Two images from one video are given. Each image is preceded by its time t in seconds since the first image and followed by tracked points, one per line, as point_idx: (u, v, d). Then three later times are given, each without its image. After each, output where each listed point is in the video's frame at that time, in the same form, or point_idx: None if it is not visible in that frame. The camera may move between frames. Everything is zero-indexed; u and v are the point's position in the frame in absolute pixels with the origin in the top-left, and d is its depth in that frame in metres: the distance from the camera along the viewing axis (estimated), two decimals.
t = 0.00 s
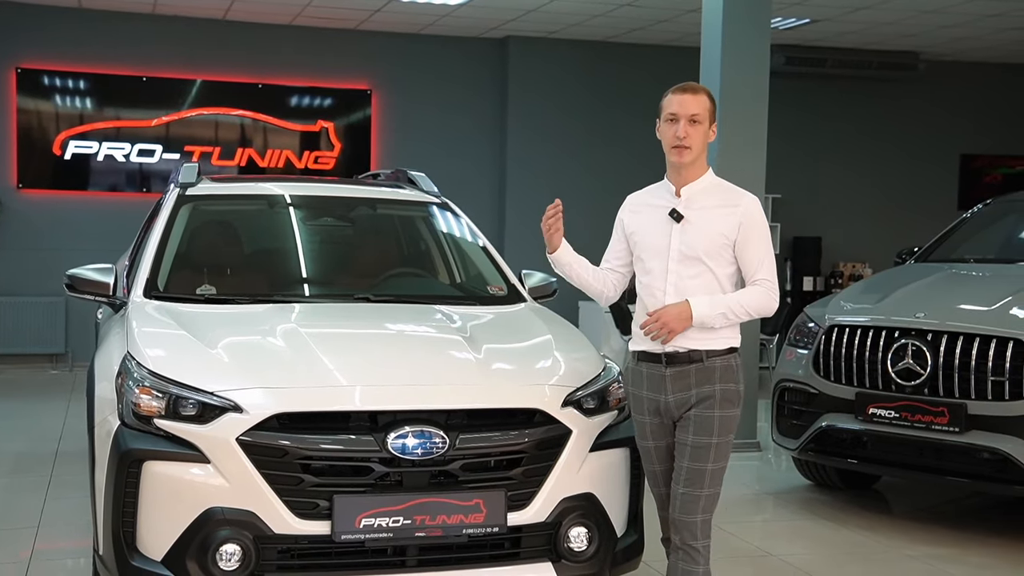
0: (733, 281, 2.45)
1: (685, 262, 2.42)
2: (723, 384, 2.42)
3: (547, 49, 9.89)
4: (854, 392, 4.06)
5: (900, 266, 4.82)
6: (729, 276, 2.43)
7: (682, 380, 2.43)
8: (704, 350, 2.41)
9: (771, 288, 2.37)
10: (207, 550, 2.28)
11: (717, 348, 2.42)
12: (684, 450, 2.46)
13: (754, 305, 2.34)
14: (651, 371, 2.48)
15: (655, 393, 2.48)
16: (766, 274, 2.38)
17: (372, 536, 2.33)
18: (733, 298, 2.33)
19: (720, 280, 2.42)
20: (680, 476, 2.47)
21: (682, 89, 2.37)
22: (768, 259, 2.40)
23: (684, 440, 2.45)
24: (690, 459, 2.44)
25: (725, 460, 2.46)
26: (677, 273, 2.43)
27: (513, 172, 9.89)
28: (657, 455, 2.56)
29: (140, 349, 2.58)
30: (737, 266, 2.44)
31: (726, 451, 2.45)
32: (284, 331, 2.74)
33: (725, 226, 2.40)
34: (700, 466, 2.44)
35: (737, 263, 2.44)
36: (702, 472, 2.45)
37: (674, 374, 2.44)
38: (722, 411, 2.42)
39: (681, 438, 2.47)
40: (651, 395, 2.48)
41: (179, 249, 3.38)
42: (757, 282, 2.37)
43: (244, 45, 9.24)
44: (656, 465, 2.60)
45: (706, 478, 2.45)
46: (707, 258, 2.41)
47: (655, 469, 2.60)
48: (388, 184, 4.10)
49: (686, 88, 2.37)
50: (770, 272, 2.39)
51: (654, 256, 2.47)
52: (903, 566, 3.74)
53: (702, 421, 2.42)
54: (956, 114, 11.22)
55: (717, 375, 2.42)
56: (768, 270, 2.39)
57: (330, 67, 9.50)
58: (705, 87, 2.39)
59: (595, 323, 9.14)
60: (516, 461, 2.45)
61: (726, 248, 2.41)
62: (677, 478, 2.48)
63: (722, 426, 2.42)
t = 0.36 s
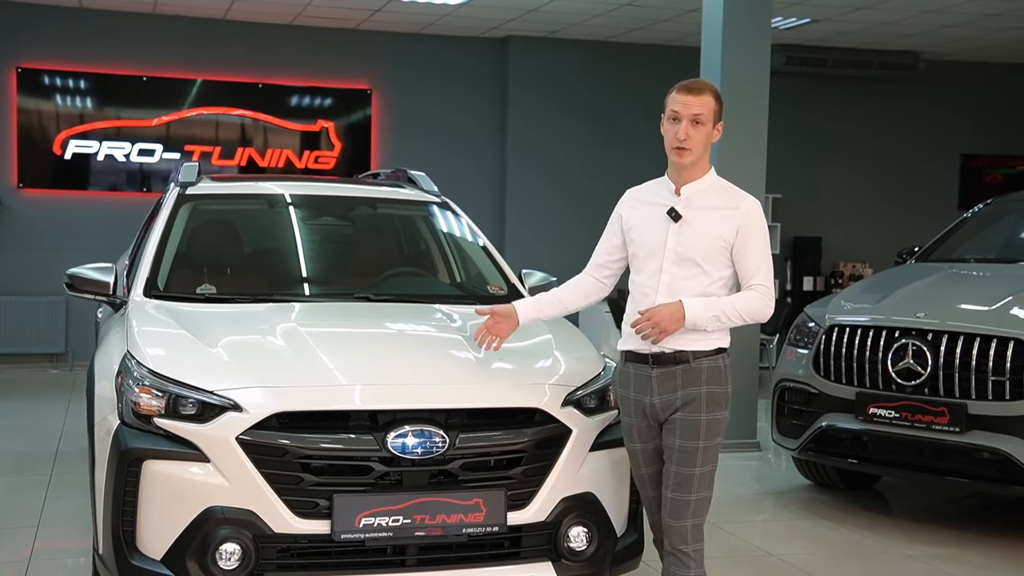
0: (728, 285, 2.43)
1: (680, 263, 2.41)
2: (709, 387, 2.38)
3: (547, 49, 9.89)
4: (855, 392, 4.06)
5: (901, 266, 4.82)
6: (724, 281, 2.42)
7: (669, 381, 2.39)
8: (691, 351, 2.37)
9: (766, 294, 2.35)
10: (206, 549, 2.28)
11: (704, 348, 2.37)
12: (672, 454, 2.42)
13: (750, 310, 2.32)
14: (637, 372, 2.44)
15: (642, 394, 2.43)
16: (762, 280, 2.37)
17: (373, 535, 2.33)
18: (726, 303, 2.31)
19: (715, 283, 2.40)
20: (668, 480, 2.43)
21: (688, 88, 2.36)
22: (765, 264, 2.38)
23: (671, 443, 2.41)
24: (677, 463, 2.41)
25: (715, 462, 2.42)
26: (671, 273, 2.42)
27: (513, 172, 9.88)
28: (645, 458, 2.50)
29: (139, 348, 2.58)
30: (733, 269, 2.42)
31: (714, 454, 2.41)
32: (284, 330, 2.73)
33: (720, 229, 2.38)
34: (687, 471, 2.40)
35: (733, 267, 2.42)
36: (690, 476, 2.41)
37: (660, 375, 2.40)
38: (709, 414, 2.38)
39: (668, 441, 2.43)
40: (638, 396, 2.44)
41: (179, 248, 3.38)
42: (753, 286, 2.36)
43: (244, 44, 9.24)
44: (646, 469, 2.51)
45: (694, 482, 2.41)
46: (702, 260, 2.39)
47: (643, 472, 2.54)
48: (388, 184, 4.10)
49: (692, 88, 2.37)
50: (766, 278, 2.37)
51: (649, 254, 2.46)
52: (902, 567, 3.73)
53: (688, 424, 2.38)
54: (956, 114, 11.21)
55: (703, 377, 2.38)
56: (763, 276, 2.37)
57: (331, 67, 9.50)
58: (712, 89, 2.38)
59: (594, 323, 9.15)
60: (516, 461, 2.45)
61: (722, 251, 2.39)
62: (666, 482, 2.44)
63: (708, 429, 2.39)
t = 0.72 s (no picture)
0: (725, 282, 2.43)
1: (674, 263, 2.41)
2: (707, 390, 2.38)
3: (547, 50, 9.89)
4: (855, 391, 4.06)
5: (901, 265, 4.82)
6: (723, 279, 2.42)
7: (666, 384, 2.39)
8: (688, 354, 2.37)
9: (764, 290, 2.36)
10: (206, 548, 2.28)
11: (700, 350, 2.37)
12: (669, 456, 2.42)
13: (750, 305, 2.33)
14: (635, 374, 2.43)
15: (638, 396, 2.43)
16: (760, 275, 2.37)
17: (373, 535, 2.33)
18: (725, 301, 2.31)
19: (711, 282, 2.40)
20: (666, 483, 2.44)
21: (675, 84, 2.35)
22: (762, 260, 2.38)
23: (668, 447, 2.41)
24: (674, 467, 2.41)
25: (712, 465, 2.42)
26: (666, 273, 2.41)
27: (513, 172, 9.88)
28: (638, 461, 2.49)
29: (139, 347, 2.58)
30: (730, 266, 2.42)
31: (711, 458, 2.41)
32: (284, 330, 2.73)
33: (715, 226, 2.38)
34: (684, 475, 2.40)
35: (729, 263, 2.42)
36: (687, 480, 2.41)
37: (658, 377, 2.39)
38: (707, 418, 2.38)
39: (664, 443, 2.43)
40: (635, 398, 2.43)
41: (179, 248, 3.39)
42: (751, 283, 2.36)
43: (245, 45, 9.25)
44: (638, 471, 2.50)
45: (691, 486, 2.41)
46: (698, 259, 2.39)
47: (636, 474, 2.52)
48: (388, 183, 4.10)
49: (678, 83, 2.36)
50: (763, 273, 2.37)
51: (645, 254, 2.46)
52: (903, 566, 3.73)
53: (686, 428, 2.38)
54: (956, 114, 11.21)
55: (701, 380, 2.37)
56: (760, 272, 2.37)
57: (331, 67, 9.50)
58: (701, 84, 2.37)
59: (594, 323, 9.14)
60: (516, 460, 2.46)
61: (717, 248, 2.39)
62: (663, 485, 2.45)
63: (706, 433, 2.39)
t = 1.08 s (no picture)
0: (726, 284, 2.43)
1: (678, 265, 2.42)
2: (712, 393, 2.38)
3: (548, 49, 9.90)
4: (854, 390, 4.07)
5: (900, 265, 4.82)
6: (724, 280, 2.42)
7: (671, 386, 2.37)
8: (694, 355, 2.36)
9: (763, 292, 2.35)
10: (206, 545, 2.29)
11: (707, 352, 2.37)
12: (672, 459, 2.41)
13: (740, 308, 2.30)
14: (636, 375, 2.40)
15: (639, 397, 2.39)
16: (755, 277, 2.35)
17: (372, 532, 2.34)
18: (725, 304, 2.30)
19: (713, 283, 2.41)
20: (668, 486, 2.43)
21: (673, 84, 2.36)
22: (763, 261, 2.37)
23: (672, 449, 2.40)
24: (678, 471, 2.40)
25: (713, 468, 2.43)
26: (670, 276, 2.42)
27: (514, 172, 9.89)
28: (626, 465, 2.43)
29: (140, 346, 2.59)
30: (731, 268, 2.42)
31: (713, 461, 2.41)
32: (284, 328, 2.74)
33: (717, 228, 2.39)
34: (689, 478, 2.39)
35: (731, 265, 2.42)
36: (691, 483, 2.41)
37: (661, 379, 2.36)
38: (712, 421, 2.38)
39: (668, 446, 2.41)
40: (635, 399, 2.39)
41: (179, 247, 3.40)
42: (746, 284, 2.34)
43: (245, 45, 9.26)
44: (624, 476, 2.43)
45: (694, 489, 2.41)
46: (701, 261, 2.40)
47: (619, 481, 2.45)
48: (388, 183, 4.11)
49: (677, 83, 2.37)
50: (763, 274, 2.36)
51: (648, 256, 2.46)
52: (902, 565, 3.73)
53: (692, 431, 2.37)
54: (956, 114, 11.21)
55: (707, 382, 2.37)
56: (760, 273, 2.36)
57: (332, 67, 9.51)
58: (698, 82, 2.38)
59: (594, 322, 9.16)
60: (514, 458, 2.47)
61: (720, 250, 2.39)
62: (666, 489, 2.44)
63: (711, 436, 2.38)
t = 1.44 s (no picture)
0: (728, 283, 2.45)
1: (682, 262, 2.42)
2: (718, 391, 2.39)
3: (550, 50, 9.91)
4: (855, 389, 4.07)
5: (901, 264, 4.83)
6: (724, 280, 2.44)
7: (677, 383, 2.36)
8: (700, 353, 2.37)
9: (764, 293, 2.37)
10: (209, 543, 2.29)
11: (713, 349, 2.39)
12: (678, 457, 2.42)
13: (737, 305, 2.31)
14: (641, 373, 2.39)
15: (644, 395, 2.38)
16: (755, 279, 2.38)
17: (374, 529, 2.35)
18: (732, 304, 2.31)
19: (716, 282, 2.42)
20: (676, 483, 2.44)
21: (684, 80, 2.38)
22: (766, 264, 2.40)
23: (678, 447, 2.41)
24: (684, 467, 2.41)
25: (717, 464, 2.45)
26: (675, 273, 2.42)
27: (515, 172, 9.90)
28: (630, 459, 2.41)
29: (143, 344, 2.60)
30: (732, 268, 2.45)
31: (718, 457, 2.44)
32: (286, 326, 2.75)
33: (723, 228, 2.40)
34: (695, 475, 2.41)
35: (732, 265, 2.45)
36: (698, 480, 2.42)
37: (668, 376, 2.36)
38: (718, 418, 2.39)
39: (673, 443, 2.42)
40: (640, 396, 2.38)
41: (182, 246, 3.41)
42: (746, 286, 2.36)
43: (247, 45, 9.27)
44: (628, 473, 2.41)
45: (701, 485, 2.42)
46: (706, 260, 2.41)
47: (623, 477, 2.42)
48: (390, 182, 4.11)
49: (688, 80, 2.38)
50: (765, 275, 2.39)
51: (651, 252, 2.46)
52: (904, 564, 3.74)
53: (698, 429, 2.38)
54: (958, 114, 11.21)
55: (713, 379, 2.38)
56: (762, 275, 2.39)
57: (334, 67, 9.52)
58: (709, 80, 2.40)
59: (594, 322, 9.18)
60: (516, 456, 2.47)
61: (724, 249, 2.41)
62: (673, 486, 2.45)
63: (716, 433, 2.40)
